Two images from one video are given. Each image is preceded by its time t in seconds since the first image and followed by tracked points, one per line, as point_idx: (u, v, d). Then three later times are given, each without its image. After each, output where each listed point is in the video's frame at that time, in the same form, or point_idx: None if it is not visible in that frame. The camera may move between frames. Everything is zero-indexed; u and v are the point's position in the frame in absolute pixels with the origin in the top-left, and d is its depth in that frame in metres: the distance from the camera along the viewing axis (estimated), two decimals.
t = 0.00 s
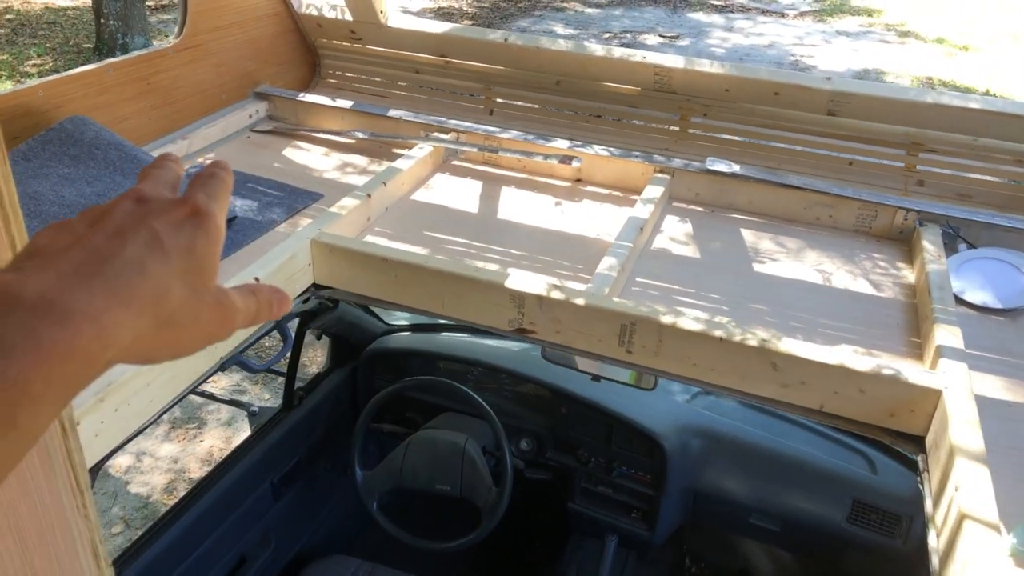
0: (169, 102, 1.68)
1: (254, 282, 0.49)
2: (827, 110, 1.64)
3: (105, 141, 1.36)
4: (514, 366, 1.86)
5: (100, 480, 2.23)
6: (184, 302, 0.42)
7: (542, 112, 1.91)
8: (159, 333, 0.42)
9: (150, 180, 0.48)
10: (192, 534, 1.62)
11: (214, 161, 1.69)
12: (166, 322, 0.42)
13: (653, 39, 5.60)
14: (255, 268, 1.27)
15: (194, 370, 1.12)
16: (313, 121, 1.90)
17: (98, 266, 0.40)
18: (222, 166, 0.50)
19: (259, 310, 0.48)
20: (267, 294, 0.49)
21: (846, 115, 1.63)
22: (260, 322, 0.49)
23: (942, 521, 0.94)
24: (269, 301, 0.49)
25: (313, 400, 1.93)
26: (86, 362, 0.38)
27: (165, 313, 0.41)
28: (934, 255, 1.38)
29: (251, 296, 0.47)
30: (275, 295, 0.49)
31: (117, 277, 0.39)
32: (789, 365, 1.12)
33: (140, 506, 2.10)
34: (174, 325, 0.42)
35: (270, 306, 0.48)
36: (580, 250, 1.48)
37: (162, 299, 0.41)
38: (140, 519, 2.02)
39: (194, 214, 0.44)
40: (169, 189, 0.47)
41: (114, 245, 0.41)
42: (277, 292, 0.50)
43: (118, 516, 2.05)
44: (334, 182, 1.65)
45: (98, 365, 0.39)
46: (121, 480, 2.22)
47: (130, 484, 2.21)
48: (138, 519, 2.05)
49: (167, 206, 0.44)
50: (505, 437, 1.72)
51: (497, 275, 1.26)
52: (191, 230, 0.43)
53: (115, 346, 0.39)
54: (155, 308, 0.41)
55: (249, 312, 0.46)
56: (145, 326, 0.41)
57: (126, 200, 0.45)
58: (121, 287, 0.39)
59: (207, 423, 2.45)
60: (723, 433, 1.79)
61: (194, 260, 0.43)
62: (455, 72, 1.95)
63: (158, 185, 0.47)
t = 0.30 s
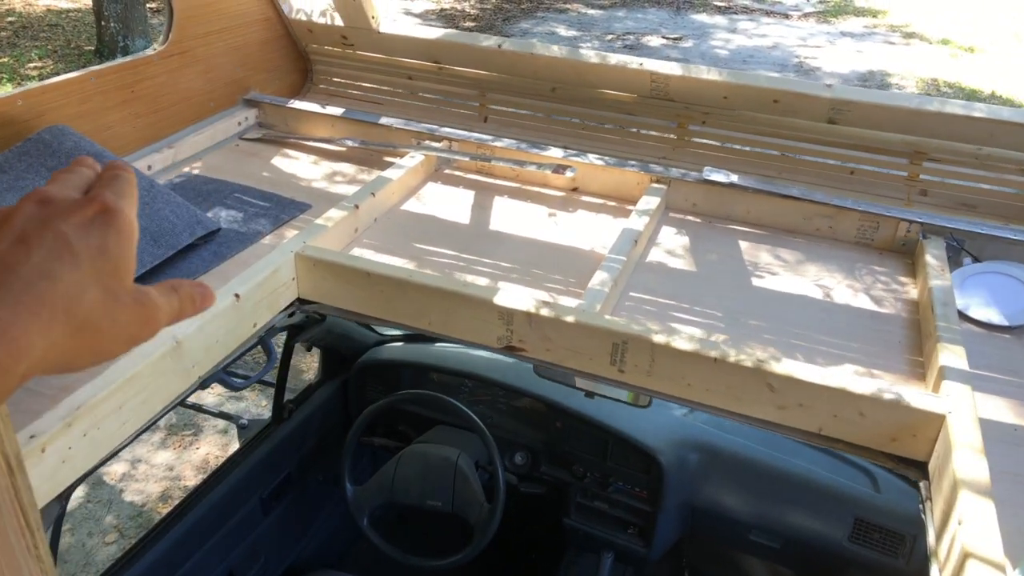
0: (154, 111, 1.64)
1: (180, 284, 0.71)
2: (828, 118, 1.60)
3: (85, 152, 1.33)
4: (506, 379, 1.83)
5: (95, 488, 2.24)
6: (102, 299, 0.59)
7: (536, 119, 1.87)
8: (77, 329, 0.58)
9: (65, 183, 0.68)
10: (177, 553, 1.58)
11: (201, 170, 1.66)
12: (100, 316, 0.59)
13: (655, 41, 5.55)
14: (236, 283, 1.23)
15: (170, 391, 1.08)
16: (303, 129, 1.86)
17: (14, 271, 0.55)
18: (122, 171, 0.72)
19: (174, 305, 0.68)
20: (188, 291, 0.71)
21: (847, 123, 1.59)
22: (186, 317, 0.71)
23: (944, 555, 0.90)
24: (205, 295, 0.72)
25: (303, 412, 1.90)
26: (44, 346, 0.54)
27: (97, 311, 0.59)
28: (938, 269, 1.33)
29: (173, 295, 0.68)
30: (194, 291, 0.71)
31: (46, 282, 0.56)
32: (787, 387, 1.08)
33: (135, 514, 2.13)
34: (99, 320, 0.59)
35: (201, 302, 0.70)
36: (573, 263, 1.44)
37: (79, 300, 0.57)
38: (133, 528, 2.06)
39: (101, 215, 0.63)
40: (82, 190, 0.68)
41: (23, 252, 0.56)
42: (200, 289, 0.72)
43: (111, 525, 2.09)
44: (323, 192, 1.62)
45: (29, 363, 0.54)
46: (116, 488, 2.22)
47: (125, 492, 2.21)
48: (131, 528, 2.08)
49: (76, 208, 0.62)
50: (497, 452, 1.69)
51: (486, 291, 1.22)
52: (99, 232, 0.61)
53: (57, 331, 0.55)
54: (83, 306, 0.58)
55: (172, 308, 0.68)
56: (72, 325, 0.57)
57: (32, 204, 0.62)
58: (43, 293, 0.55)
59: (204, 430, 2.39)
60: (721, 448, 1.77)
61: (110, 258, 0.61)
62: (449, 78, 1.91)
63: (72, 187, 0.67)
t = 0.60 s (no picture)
0: (166, 114, 1.63)
1: (161, 309, 0.77)
2: (858, 133, 1.52)
3: (88, 158, 1.31)
4: (518, 395, 1.78)
5: (116, 483, 2.18)
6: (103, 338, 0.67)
7: (555, 127, 1.82)
8: (74, 364, 0.65)
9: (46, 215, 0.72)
10: (180, 562, 1.56)
11: (211, 175, 1.64)
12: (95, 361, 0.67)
13: (692, 43, 5.46)
14: (233, 296, 1.20)
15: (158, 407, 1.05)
16: (318, 134, 1.84)
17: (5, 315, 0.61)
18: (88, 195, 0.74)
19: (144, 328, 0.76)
20: (170, 315, 0.77)
21: (878, 138, 1.51)
22: (169, 337, 0.78)
23: None
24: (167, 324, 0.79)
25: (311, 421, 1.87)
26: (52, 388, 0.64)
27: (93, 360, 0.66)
28: (971, 297, 1.26)
29: (155, 321, 0.74)
30: (176, 314, 0.78)
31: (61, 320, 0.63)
32: (801, 423, 1.01)
33: (152, 512, 2.07)
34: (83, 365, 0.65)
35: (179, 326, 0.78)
36: (584, 280, 1.38)
37: (64, 335, 0.64)
38: (150, 526, 2.03)
39: (76, 248, 0.67)
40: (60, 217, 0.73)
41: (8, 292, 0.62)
42: (179, 315, 0.78)
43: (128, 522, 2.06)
44: (332, 200, 1.59)
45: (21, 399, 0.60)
46: (135, 484, 2.16)
47: (144, 488, 2.16)
48: (148, 526, 2.03)
49: (52, 244, 0.67)
50: (505, 471, 1.64)
51: (489, 310, 1.17)
52: (75, 266, 0.66)
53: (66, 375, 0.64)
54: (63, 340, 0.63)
55: (154, 332, 0.74)
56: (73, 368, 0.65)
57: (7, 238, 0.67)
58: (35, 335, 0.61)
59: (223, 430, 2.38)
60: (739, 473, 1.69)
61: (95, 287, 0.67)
62: (467, 84, 1.87)
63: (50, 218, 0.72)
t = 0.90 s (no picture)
0: (199, 115, 1.63)
1: (205, 319, 0.51)
2: (905, 152, 1.45)
3: (116, 157, 1.32)
4: (544, 411, 1.76)
5: (151, 473, 2.16)
6: (186, 359, 0.45)
7: (590, 136, 1.78)
8: (122, 399, 0.41)
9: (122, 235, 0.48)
10: (195, 561, 1.55)
11: (241, 176, 1.64)
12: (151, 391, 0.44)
13: (745, 50, 5.34)
14: (248, 302, 1.19)
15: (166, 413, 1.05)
16: (351, 137, 1.83)
17: (48, 336, 0.39)
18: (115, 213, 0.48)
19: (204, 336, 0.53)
20: (220, 326, 0.51)
21: (926, 158, 1.44)
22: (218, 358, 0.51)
23: None
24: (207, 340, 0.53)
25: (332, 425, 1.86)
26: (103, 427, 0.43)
27: (144, 393, 0.42)
28: (1018, 332, 1.18)
29: (205, 336, 0.48)
30: (227, 325, 0.51)
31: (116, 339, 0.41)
32: (826, 460, 0.96)
33: (184, 503, 2.04)
34: (134, 399, 0.42)
35: (226, 338, 0.51)
36: (609, 297, 1.34)
37: (114, 357, 0.41)
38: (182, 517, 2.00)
39: (135, 258, 0.43)
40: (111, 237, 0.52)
41: (55, 310, 0.40)
42: (229, 325, 0.52)
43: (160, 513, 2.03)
44: (359, 206, 1.57)
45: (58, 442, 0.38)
46: (169, 475, 2.13)
47: (178, 480, 2.13)
48: (179, 518, 2.00)
49: (107, 253, 0.43)
50: (523, 488, 1.61)
51: (505, 326, 1.14)
52: (134, 276, 0.43)
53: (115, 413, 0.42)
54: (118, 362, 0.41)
55: (206, 349, 0.48)
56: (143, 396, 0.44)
57: (63, 251, 0.43)
58: (82, 361, 0.39)
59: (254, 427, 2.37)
60: (765, 501, 1.62)
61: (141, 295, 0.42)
62: (502, 90, 1.84)
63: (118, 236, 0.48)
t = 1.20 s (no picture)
0: (244, 110, 1.66)
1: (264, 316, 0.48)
2: (960, 167, 1.40)
3: (159, 150, 1.34)
4: (574, 417, 1.73)
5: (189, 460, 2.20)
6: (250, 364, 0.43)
7: (632, 142, 1.76)
8: (185, 404, 0.40)
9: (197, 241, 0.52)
10: (225, 551, 1.58)
11: (282, 172, 1.66)
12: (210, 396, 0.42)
13: (799, 58, 5.24)
14: (281, 298, 1.20)
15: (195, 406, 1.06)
16: (392, 137, 1.84)
17: (110, 336, 0.38)
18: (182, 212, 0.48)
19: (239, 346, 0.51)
20: (275, 325, 0.48)
21: (982, 176, 1.39)
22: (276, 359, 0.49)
23: None
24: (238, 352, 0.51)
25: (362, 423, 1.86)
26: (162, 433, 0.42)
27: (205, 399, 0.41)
28: None
29: (266, 333, 0.46)
30: (280, 327, 0.49)
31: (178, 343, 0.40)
32: (861, 486, 0.92)
33: (219, 491, 2.07)
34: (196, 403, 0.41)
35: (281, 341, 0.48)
36: (643, 306, 1.32)
37: (174, 359, 0.39)
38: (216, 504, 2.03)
39: (196, 259, 0.41)
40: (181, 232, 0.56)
41: (118, 309, 0.39)
42: (284, 324, 0.49)
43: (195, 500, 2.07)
44: (397, 205, 1.58)
45: (125, 442, 0.38)
46: (205, 463, 2.17)
47: (215, 467, 2.17)
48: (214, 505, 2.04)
49: (168, 253, 0.42)
50: (550, 495, 1.59)
51: (534, 332, 1.13)
52: (193, 276, 0.41)
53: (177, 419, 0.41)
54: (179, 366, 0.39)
55: (268, 348, 0.46)
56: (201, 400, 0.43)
57: (127, 249, 0.42)
58: (145, 363, 0.38)
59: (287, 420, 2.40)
60: (798, 521, 1.58)
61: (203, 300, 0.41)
62: (544, 94, 1.83)
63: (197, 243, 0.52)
